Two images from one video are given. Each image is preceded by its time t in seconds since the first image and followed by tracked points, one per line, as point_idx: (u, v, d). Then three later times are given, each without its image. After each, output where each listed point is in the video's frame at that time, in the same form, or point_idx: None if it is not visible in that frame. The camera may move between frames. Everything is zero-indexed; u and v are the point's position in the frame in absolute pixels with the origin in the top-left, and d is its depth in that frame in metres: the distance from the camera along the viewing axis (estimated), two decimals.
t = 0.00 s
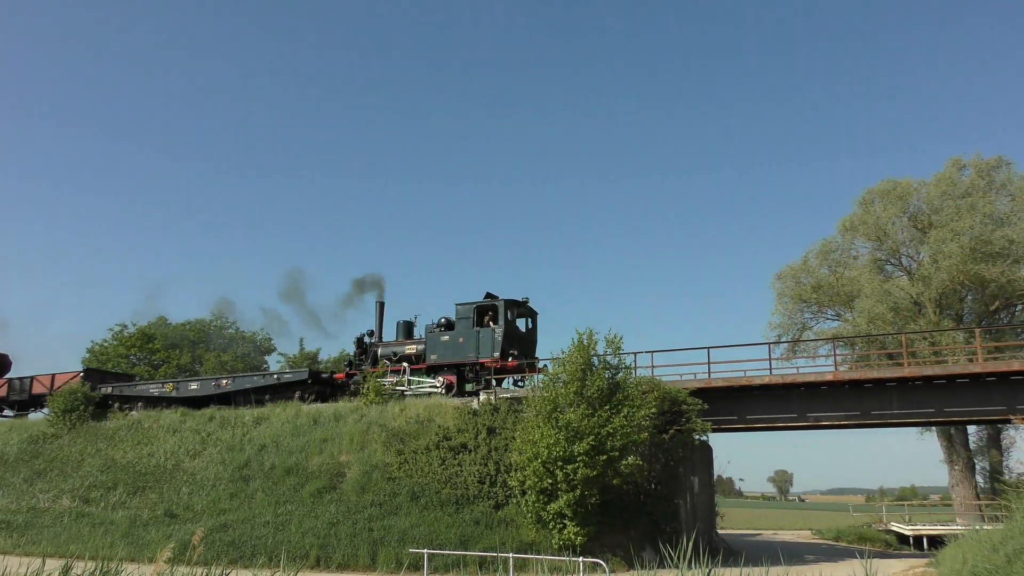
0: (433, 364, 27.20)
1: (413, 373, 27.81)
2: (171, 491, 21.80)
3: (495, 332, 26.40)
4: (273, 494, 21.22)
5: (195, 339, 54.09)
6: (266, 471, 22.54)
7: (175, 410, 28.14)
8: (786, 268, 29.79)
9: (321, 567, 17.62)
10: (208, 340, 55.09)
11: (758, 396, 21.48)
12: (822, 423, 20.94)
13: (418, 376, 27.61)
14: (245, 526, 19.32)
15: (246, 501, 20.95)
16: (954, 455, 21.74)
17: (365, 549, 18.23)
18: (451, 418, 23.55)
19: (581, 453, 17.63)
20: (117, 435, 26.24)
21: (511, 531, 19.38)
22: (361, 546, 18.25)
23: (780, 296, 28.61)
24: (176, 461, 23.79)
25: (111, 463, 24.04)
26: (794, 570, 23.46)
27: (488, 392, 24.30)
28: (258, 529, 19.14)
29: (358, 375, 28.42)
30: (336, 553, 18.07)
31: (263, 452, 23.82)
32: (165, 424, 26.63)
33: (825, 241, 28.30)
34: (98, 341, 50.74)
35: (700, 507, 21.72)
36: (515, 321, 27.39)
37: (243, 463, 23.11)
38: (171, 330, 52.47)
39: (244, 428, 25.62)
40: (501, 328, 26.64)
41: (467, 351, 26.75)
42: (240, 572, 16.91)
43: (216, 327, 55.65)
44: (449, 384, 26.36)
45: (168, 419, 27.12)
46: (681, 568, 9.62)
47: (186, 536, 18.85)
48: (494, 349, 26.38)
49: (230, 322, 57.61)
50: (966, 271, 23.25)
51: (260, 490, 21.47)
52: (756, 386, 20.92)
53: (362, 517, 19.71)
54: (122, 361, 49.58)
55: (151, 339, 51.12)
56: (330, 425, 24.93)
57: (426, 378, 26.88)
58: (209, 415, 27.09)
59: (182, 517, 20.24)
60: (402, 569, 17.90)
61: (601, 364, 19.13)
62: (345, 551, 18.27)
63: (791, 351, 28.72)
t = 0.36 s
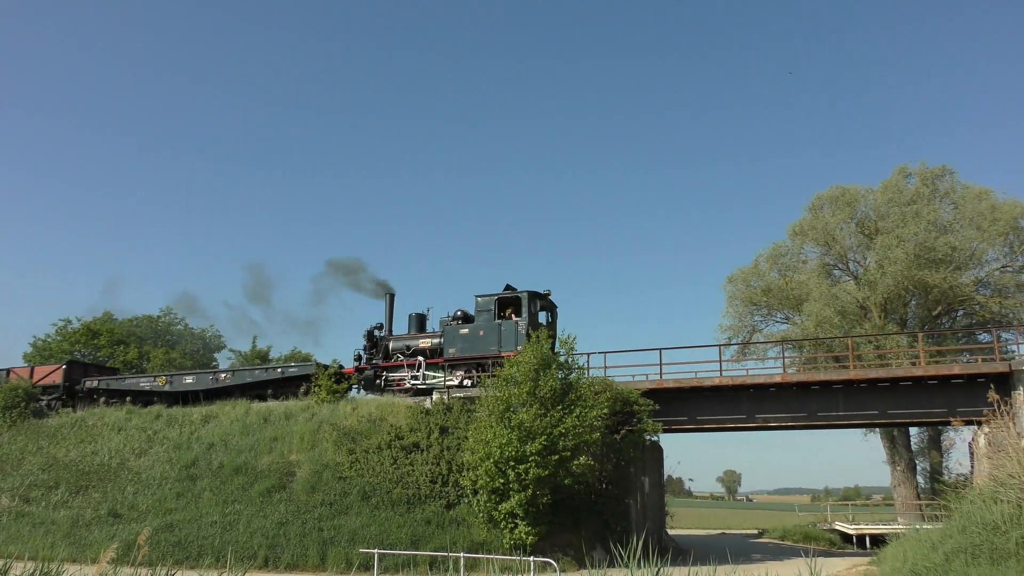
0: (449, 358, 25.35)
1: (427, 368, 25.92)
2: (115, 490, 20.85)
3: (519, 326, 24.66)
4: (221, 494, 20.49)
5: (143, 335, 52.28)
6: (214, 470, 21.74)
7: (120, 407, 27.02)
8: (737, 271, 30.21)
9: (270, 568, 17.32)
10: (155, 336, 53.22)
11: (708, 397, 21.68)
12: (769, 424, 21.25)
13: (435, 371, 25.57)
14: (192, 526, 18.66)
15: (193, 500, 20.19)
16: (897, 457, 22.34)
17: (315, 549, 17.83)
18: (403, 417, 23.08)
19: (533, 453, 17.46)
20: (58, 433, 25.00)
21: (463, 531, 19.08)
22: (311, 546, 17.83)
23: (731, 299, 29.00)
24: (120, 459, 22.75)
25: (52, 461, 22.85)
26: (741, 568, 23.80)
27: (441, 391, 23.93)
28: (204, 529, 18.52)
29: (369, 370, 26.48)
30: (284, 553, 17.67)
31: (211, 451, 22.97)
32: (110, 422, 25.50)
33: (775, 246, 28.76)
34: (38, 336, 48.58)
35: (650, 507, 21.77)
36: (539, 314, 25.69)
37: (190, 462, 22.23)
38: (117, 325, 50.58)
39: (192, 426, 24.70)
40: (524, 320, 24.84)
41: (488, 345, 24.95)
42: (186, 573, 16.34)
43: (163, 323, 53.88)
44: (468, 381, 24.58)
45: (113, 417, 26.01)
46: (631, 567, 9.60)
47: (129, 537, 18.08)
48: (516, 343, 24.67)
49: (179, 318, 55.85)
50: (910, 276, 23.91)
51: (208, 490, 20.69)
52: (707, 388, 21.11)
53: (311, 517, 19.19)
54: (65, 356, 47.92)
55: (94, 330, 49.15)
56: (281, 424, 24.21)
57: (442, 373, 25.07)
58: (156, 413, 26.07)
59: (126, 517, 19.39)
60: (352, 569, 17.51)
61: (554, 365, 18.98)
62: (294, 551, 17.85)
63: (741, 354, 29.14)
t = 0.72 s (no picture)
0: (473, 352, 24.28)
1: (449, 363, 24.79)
2: (56, 489, 19.89)
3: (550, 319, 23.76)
4: (167, 493, 19.71)
5: (88, 331, 50.34)
6: (161, 469, 20.90)
7: (63, 404, 25.86)
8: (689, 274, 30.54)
9: (218, 569, 16.87)
10: (101, 331, 51.27)
11: (660, 398, 21.83)
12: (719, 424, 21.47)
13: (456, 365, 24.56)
14: (137, 526, 17.98)
15: (139, 500, 19.39)
16: (843, 458, 22.87)
17: (263, 550, 17.37)
18: (356, 416, 22.58)
19: (485, 452, 17.25)
20: None
21: (414, 531, 18.67)
22: (259, 546, 17.38)
23: (684, 301, 29.31)
24: (63, 458, 21.67)
25: None
26: (690, 567, 24.07)
27: (394, 390, 23.49)
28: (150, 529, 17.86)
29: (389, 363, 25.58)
30: (233, 552, 17.18)
31: (158, 449, 22.07)
32: (52, 419, 24.31)
33: (727, 249, 29.17)
34: None
35: (602, 506, 21.76)
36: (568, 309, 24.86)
37: (136, 460, 21.31)
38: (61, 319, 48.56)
39: (139, 424, 23.72)
40: (555, 314, 23.94)
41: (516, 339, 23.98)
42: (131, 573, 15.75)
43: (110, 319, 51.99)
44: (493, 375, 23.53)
45: (56, 414, 24.83)
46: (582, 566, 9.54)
47: (70, 537, 17.29)
48: (545, 337, 23.76)
49: (126, 314, 53.96)
50: (857, 281, 24.49)
51: (154, 489, 19.89)
52: (659, 389, 21.23)
53: (260, 517, 18.63)
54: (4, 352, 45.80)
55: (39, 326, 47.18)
56: (230, 423, 23.44)
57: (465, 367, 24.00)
58: (101, 411, 25.01)
59: (68, 517, 18.54)
60: (301, 569, 17.08)
61: (508, 364, 18.79)
62: (243, 551, 17.38)
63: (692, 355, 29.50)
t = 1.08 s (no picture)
0: (501, 348, 23.46)
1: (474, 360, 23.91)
2: None
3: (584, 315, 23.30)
4: (111, 492, 18.89)
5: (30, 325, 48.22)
6: (105, 467, 20.03)
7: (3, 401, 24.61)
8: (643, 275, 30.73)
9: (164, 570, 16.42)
10: (44, 326, 49.18)
11: (612, 398, 21.89)
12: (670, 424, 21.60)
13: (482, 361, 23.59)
14: (79, 527, 17.30)
15: (82, 499, 18.58)
16: (790, 458, 23.32)
17: (212, 549, 16.95)
18: (307, 415, 21.99)
19: (438, 452, 16.98)
20: None
21: (364, 530, 18.27)
22: (208, 546, 16.94)
23: (637, 302, 29.53)
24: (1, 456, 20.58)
25: None
26: (640, 566, 24.28)
27: (346, 389, 22.94)
28: (93, 528, 17.28)
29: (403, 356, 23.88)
30: (179, 553, 16.69)
31: (103, 447, 21.13)
32: None
33: (681, 252, 29.48)
34: None
35: (553, 505, 21.71)
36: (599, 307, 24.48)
37: (79, 459, 20.37)
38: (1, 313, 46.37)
39: (83, 422, 22.70)
40: (588, 311, 23.51)
41: (547, 334, 23.33)
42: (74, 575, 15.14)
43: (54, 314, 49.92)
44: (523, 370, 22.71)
45: None
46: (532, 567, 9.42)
47: (7, 539, 16.50)
48: (578, 333, 23.23)
49: (70, 309, 51.88)
50: (806, 285, 25.02)
51: (98, 488, 19.05)
52: (611, 389, 21.28)
53: (207, 517, 18.03)
54: None
55: None
56: (178, 421, 22.58)
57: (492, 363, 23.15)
58: (43, 407, 23.87)
59: (6, 518, 17.67)
60: (249, 570, 16.63)
61: (462, 364, 18.52)
62: (190, 551, 16.90)
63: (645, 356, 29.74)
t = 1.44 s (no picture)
0: (536, 344, 22.71)
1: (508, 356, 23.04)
2: None
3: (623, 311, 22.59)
4: (52, 492, 18.01)
5: None
6: (47, 466, 19.09)
7: None
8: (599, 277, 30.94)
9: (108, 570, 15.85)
10: None
11: (566, 398, 21.88)
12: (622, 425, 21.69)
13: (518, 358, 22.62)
14: (18, 528, 16.49)
15: (21, 499, 17.70)
16: (739, 458, 23.70)
17: (158, 550, 16.36)
18: (258, 413, 21.31)
19: (391, 451, 16.68)
20: None
21: (314, 530, 17.79)
22: (154, 546, 16.35)
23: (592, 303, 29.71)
24: None
25: None
26: (591, 565, 24.38)
27: (299, 387, 22.34)
28: (33, 530, 16.52)
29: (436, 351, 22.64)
30: (123, 554, 16.10)
31: (45, 445, 20.15)
32: None
33: (636, 253, 29.73)
34: None
35: (506, 505, 21.58)
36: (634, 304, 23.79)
37: (19, 457, 19.39)
38: None
39: (23, 419, 21.64)
40: (628, 306, 22.79)
41: (585, 330, 22.61)
42: None
43: None
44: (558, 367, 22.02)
45: None
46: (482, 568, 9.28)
47: None
48: (617, 330, 22.51)
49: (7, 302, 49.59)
50: (758, 288, 25.46)
51: (38, 487, 18.17)
52: (565, 389, 21.28)
53: (153, 517, 17.33)
54: None
55: None
56: (125, 419, 21.65)
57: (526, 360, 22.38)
58: None
59: None
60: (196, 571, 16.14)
61: (416, 363, 18.25)
62: (135, 552, 16.33)
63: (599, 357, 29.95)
